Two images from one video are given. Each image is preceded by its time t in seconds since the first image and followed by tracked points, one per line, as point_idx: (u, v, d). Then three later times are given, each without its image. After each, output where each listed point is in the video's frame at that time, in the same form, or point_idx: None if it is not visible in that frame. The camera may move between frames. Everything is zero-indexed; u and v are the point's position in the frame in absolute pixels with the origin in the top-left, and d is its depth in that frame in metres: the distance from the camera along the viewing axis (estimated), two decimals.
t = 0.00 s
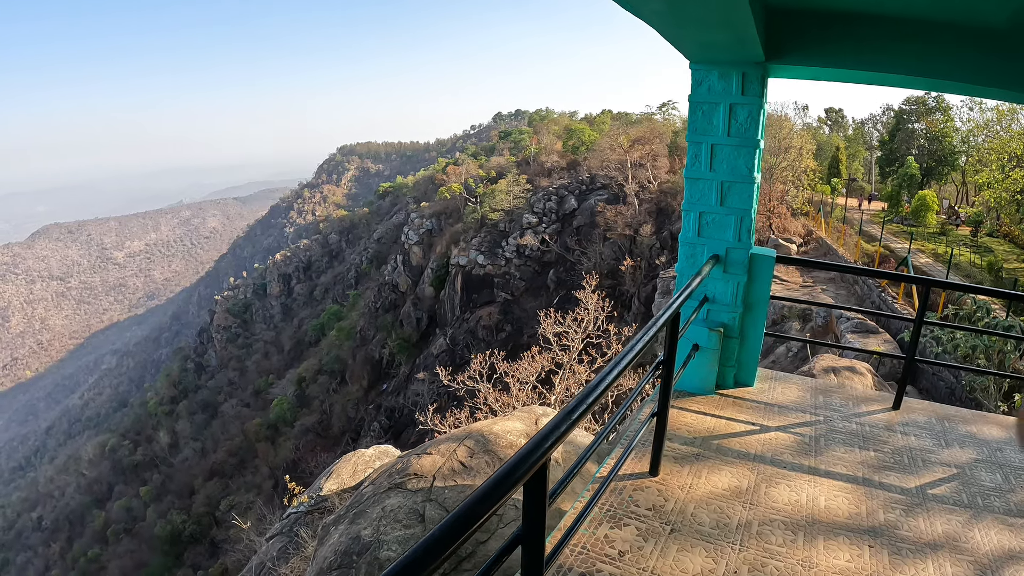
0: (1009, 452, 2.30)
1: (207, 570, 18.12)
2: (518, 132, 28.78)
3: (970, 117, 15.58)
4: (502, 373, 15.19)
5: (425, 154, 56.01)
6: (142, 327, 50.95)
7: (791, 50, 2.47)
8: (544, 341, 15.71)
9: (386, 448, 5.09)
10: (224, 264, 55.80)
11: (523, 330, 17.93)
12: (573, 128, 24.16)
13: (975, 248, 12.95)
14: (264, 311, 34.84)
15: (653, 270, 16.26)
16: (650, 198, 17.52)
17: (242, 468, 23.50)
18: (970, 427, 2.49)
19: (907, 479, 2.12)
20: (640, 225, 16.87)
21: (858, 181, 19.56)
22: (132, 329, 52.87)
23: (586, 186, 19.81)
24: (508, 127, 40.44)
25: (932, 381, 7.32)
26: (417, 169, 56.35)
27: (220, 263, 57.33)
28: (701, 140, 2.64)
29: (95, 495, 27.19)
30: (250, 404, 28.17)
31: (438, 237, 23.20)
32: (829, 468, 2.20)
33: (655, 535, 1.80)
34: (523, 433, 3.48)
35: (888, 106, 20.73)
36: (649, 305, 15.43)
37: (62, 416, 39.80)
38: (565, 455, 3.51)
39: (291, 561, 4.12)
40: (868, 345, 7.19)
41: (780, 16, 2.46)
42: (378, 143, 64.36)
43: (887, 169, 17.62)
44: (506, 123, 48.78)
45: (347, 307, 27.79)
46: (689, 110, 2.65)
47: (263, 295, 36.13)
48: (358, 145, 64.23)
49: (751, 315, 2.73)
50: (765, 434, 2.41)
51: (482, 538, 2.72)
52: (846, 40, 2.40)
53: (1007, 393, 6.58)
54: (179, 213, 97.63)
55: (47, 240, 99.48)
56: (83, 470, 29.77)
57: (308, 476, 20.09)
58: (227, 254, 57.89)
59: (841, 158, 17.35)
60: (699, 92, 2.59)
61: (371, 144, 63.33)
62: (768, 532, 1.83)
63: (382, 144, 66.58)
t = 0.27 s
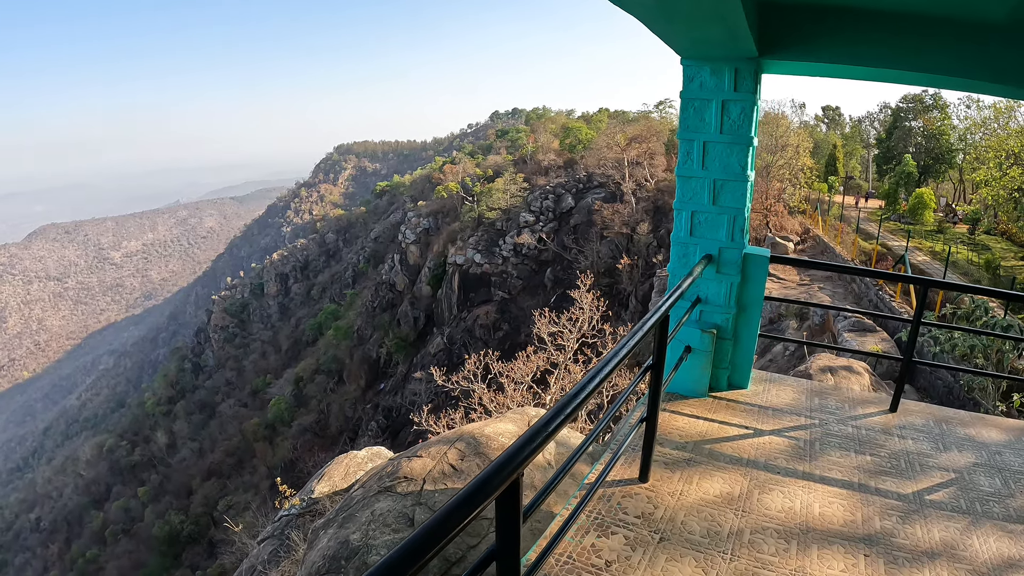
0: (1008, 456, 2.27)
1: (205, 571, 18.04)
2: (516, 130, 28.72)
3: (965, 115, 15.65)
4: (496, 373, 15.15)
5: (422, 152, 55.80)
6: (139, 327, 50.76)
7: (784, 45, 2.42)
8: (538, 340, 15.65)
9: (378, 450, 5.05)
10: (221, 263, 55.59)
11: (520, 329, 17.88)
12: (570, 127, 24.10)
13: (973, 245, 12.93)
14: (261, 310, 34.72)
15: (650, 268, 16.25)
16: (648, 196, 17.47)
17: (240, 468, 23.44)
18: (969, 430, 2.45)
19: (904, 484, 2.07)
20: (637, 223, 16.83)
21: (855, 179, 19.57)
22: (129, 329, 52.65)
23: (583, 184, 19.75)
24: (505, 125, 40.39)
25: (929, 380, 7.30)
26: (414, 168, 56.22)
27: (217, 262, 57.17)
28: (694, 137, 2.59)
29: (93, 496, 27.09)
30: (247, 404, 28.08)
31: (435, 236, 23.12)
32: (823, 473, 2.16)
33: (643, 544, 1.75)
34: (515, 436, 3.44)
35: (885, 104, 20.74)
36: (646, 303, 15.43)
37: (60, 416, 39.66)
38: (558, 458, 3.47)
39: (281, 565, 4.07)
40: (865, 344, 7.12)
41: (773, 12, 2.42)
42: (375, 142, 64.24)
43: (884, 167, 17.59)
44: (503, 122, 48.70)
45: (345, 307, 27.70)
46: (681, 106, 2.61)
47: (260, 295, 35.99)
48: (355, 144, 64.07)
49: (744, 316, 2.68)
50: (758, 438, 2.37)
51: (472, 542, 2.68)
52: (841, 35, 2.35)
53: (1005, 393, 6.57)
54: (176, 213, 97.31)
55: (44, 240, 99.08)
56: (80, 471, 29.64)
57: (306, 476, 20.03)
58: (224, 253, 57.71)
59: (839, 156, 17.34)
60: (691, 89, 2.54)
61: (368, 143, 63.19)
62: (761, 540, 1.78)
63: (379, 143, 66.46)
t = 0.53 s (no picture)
0: (1009, 458, 2.24)
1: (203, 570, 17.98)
2: (512, 128, 28.66)
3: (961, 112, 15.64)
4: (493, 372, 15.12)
5: (419, 150, 55.67)
6: (136, 326, 50.53)
7: (781, 39, 2.38)
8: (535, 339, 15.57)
9: (372, 450, 5.00)
10: (218, 262, 55.37)
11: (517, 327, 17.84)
12: (566, 124, 24.06)
13: (970, 243, 12.95)
14: (258, 309, 34.60)
15: (647, 265, 16.26)
16: (644, 193, 17.43)
17: (238, 467, 23.38)
18: (970, 431, 2.42)
19: (905, 488, 2.04)
20: (634, 221, 16.81)
21: (851, 176, 19.59)
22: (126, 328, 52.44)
23: (580, 182, 19.70)
24: (502, 123, 40.34)
25: (927, 378, 7.29)
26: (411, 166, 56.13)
27: (214, 261, 56.97)
28: (689, 133, 2.55)
29: (91, 495, 26.99)
30: (245, 403, 28.00)
31: (432, 233, 23.05)
32: (822, 477, 2.12)
33: (637, 553, 1.71)
34: (510, 436, 3.40)
35: (881, 102, 20.76)
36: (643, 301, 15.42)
37: (57, 416, 39.50)
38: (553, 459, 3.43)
39: (273, 568, 4.02)
40: (862, 344, 7.07)
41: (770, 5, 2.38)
42: (372, 140, 64.10)
43: (881, 165, 17.58)
44: (500, 120, 48.64)
45: (342, 305, 27.62)
46: (676, 101, 2.56)
47: (257, 293, 35.85)
48: (352, 142, 63.90)
49: (741, 315, 2.64)
50: (755, 441, 2.33)
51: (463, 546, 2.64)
52: (838, 28, 2.31)
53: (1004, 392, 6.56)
54: (173, 211, 96.93)
55: (40, 238, 98.63)
56: (78, 470, 29.52)
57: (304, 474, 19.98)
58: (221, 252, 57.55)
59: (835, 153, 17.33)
60: (686, 83, 2.50)
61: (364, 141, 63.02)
62: (758, 547, 1.74)
63: (376, 141, 66.33)
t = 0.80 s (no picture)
0: (1015, 458, 2.20)
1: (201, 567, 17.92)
2: (509, 124, 28.57)
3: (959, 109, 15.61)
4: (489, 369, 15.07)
5: (416, 147, 55.48)
6: (132, 324, 50.26)
7: (783, 29, 2.33)
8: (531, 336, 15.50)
9: (367, 448, 4.95)
10: (214, 259, 55.11)
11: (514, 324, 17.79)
12: (563, 121, 23.97)
13: (967, 240, 12.96)
14: (255, 306, 34.47)
15: (644, 262, 16.24)
16: (641, 190, 17.40)
17: (236, 464, 23.31)
18: (975, 430, 2.39)
19: (910, 489, 2.00)
20: (631, 217, 16.78)
21: (848, 173, 19.59)
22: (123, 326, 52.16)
23: (577, 178, 19.64)
24: (499, 119, 40.23)
25: (926, 375, 7.27)
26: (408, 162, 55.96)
27: (210, 258, 56.74)
28: (689, 125, 2.50)
29: (88, 493, 26.88)
30: (242, 400, 27.89)
31: (429, 230, 22.97)
32: (826, 478, 2.08)
33: (636, 559, 1.66)
34: (506, 435, 3.36)
35: (878, 99, 20.74)
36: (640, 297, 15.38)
37: (55, 414, 39.32)
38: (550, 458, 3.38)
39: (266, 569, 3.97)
40: (860, 341, 7.05)
41: None
42: (369, 137, 63.87)
43: (878, 162, 17.53)
44: (497, 116, 48.50)
45: (339, 302, 27.53)
46: (676, 92, 2.51)
47: (254, 290, 35.72)
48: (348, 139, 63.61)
49: (741, 312, 2.60)
50: (757, 442, 2.29)
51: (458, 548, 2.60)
52: (841, 17, 2.27)
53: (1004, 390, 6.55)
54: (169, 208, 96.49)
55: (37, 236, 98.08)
56: (75, 468, 29.42)
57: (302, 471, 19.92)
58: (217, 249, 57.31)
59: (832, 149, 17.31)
60: (686, 74, 2.45)
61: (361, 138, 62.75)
62: (761, 553, 1.71)
63: (372, 138, 66.10)
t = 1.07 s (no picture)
0: None
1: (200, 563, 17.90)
2: (505, 119, 28.41)
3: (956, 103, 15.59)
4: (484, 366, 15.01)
5: (412, 141, 55.21)
6: (128, 320, 49.97)
7: (787, 16, 2.26)
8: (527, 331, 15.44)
9: (362, 447, 4.88)
10: (210, 254, 54.83)
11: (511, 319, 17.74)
12: (560, 115, 23.84)
13: (965, 235, 12.95)
14: (251, 301, 34.31)
15: (640, 257, 16.18)
16: (638, 184, 17.34)
17: (233, 460, 23.25)
18: (981, 431, 2.35)
19: (919, 493, 1.96)
20: (627, 212, 16.72)
21: (846, 167, 19.56)
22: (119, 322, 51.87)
23: (574, 173, 19.55)
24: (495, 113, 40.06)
25: (926, 371, 7.26)
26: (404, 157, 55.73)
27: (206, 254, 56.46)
28: (691, 117, 2.44)
29: (86, 490, 26.78)
30: (239, 396, 27.81)
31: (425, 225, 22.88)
32: (831, 483, 2.03)
33: (638, 568, 1.62)
34: (502, 434, 3.31)
35: (876, 93, 20.69)
36: (637, 292, 15.34)
37: (51, 411, 39.12)
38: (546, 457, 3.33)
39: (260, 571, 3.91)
40: (859, 336, 7.05)
41: None
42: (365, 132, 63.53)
43: (875, 156, 17.47)
44: (494, 110, 48.29)
45: (335, 297, 27.42)
46: (676, 83, 2.44)
47: (250, 286, 35.56)
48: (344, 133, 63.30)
49: (744, 309, 2.56)
50: (761, 444, 2.25)
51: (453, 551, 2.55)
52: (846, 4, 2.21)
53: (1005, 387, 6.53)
54: (164, 204, 95.91)
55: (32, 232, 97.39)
56: (72, 465, 29.31)
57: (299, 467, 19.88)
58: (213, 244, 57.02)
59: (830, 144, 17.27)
60: (688, 64, 2.38)
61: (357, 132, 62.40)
62: (768, 561, 1.66)
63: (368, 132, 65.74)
